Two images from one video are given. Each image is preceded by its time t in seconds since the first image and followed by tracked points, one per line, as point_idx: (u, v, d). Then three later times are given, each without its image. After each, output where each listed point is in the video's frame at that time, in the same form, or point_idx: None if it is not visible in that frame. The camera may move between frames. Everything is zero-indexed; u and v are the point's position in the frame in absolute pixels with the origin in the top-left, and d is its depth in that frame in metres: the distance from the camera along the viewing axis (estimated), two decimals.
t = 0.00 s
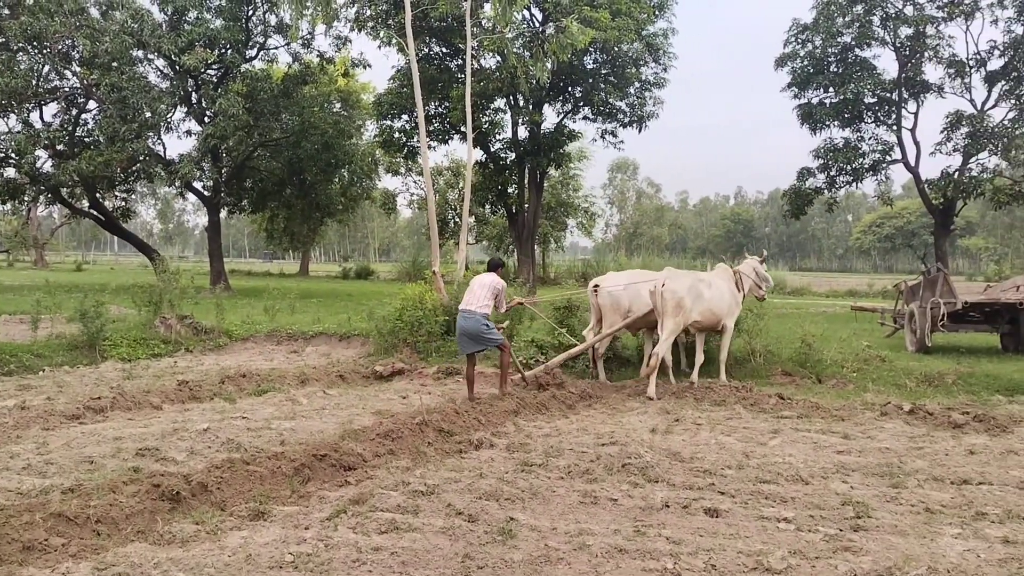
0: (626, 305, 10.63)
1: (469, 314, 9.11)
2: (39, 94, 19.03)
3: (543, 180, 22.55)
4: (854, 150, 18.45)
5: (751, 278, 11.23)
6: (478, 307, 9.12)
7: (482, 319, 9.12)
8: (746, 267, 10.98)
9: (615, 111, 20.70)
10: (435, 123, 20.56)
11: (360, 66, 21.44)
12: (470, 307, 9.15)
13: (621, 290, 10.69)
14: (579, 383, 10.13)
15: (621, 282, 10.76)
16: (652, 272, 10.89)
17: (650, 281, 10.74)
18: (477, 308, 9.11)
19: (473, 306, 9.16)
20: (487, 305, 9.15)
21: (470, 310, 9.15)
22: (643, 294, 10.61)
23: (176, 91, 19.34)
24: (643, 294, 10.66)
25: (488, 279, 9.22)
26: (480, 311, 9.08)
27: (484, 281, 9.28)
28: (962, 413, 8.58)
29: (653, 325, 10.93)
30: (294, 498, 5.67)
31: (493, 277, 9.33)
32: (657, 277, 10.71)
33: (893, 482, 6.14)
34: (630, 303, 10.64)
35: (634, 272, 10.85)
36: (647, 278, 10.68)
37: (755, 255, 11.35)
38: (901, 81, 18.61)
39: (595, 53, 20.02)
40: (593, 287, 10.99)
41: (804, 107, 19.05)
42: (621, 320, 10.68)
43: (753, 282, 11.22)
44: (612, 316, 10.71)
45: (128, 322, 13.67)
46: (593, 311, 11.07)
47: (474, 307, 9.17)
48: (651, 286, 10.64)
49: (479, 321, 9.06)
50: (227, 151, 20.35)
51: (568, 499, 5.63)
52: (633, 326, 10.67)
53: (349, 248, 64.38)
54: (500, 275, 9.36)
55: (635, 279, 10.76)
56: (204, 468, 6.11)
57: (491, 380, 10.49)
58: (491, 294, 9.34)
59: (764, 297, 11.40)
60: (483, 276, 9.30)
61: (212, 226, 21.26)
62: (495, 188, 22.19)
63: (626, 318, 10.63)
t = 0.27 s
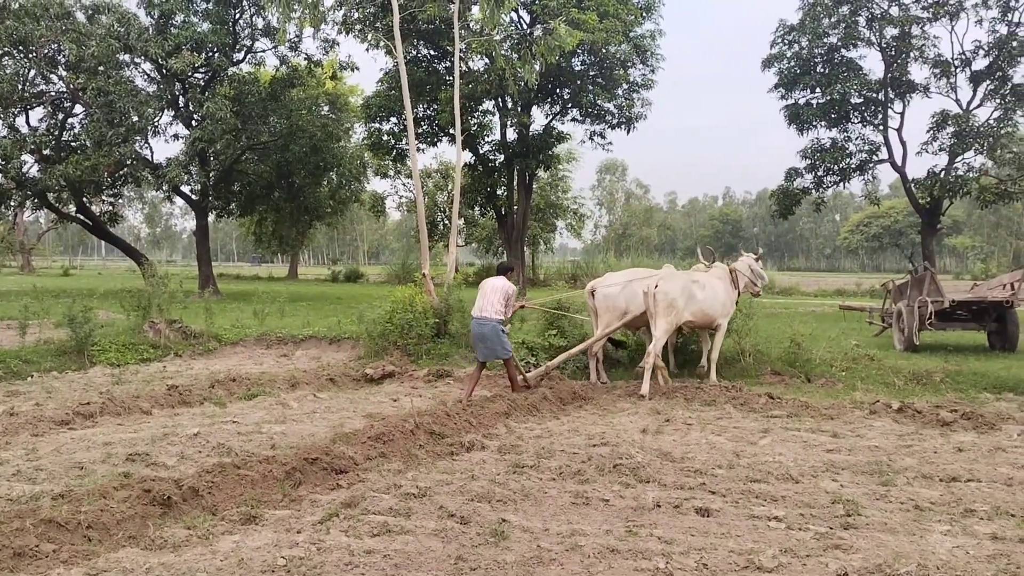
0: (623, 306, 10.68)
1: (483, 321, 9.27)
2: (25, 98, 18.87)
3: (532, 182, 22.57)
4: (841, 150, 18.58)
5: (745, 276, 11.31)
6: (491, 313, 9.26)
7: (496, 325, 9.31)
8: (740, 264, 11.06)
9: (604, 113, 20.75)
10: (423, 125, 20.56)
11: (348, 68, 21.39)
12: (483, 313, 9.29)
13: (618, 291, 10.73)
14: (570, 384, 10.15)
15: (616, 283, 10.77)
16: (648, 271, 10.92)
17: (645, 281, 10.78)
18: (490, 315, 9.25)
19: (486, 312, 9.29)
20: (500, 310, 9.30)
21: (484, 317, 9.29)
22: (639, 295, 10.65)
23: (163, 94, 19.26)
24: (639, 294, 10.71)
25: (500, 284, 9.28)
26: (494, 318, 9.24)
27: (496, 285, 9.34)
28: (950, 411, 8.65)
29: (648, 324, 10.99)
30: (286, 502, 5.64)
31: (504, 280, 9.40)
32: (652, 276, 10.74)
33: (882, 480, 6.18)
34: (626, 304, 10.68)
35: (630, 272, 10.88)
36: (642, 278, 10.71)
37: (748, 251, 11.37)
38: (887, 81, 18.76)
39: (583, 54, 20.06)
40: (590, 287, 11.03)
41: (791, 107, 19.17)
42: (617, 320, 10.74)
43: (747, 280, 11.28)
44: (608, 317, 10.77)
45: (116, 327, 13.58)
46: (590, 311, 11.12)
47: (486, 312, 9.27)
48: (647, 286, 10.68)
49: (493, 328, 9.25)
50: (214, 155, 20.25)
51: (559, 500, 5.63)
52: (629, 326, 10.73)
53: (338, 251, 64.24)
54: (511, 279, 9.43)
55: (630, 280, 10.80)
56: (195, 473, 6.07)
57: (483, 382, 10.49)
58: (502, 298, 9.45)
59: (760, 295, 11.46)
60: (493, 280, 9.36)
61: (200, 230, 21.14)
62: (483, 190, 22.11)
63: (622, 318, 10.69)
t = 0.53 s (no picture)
0: (615, 306, 10.70)
1: (478, 316, 9.34)
2: (13, 101, 18.75)
3: (523, 183, 22.58)
4: (829, 151, 18.70)
5: (738, 276, 11.35)
6: (487, 311, 9.31)
7: (490, 323, 9.35)
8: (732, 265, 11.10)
9: (593, 115, 20.81)
10: (413, 127, 20.55)
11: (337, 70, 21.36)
12: (479, 309, 9.36)
13: (610, 291, 10.75)
14: (561, 384, 10.16)
15: (609, 283, 10.79)
16: (641, 272, 10.94)
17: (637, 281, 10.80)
18: (485, 311, 9.31)
19: (483, 308, 9.35)
20: (497, 310, 9.33)
21: (480, 312, 9.36)
22: (631, 295, 10.67)
23: (151, 97, 19.18)
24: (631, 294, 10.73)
25: (501, 284, 9.31)
26: (488, 315, 9.29)
27: (498, 284, 9.39)
28: (938, 409, 8.72)
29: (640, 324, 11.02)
30: (277, 505, 5.62)
31: (507, 281, 9.42)
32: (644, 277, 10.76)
33: (871, 478, 6.22)
34: (619, 304, 10.71)
35: (623, 272, 10.90)
36: (634, 278, 10.73)
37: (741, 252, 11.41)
38: (875, 81, 18.89)
39: (573, 56, 20.10)
40: (583, 287, 11.04)
41: (779, 108, 19.27)
42: (610, 320, 10.76)
43: (741, 281, 11.32)
44: (600, 317, 10.79)
45: (105, 330, 13.49)
46: (583, 311, 11.13)
47: (483, 308, 9.34)
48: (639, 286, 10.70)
49: (486, 325, 9.30)
50: (203, 157, 20.17)
51: (551, 501, 5.64)
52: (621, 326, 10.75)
53: (328, 253, 64.10)
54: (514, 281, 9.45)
55: (623, 280, 10.82)
56: (185, 476, 6.04)
57: (474, 384, 10.50)
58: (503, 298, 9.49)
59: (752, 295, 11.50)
60: (497, 279, 9.40)
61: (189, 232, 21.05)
62: (473, 191, 22.13)
63: (614, 318, 10.71)
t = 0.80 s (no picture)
0: (611, 306, 10.72)
1: (474, 314, 9.37)
2: (4, 103, 18.65)
3: (516, 184, 22.59)
4: (821, 151, 18.78)
5: (732, 277, 11.39)
6: (483, 309, 9.33)
7: (485, 321, 9.36)
8: (726, 265, 11.12)
9: (586, 115, 20.84)
10: (406, 128, 20.53)
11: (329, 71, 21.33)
12: (476, 306, 9.40)
13: (605, 291, 10.77)
14: (555, 385, 10.17)
15: (604, 283, 10.82)
16: (636, 272, 10.96)
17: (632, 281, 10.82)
18: (481, 309, 9.33)
19: (479, 306, 9.38)
20: (493, 308, 9.31)
21: (477, 310, 9.39)
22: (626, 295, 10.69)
23: (143, 98, 19.12)
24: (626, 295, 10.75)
25: (498, 283, 9.31)
26: (483, 313, 9.30)
27: (495, 283, 9.39)
28: (930, 408, 8.75)
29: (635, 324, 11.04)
30: (271, 507, 5.60)
31: (505, 280, 9.41)
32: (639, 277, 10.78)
33: (864, 477, 6.25)
34: (614, 304, 10.74)
35: (618, 273, 10.92)
36: (630, 279, 10.75)
37: (735, 253, 11.43)
38: (866, 82, 18.98)
39: (565, 57, 20.11)
40: (579, 287, 11.06)
41: (772, 108, 19.33)
42: (605, 320, 10.79)
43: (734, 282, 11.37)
44: (595, 317, 10.81)
45: (98, 332, 13.43)
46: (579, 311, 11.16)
47: (479, 306, 9.36)
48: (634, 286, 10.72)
49: (481, 323, 9.31)
50: (196, 159, 20.10)
51: (545, 501, 5.65)
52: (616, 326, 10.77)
53: (321, 255, 63.98)
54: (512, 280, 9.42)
55: (618, 280, 10.84)
56: (178, 479, 6.01)
57: (469, 385, 10.49)
58: (501, 297, 9.47)
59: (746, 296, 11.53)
60: (495, 278, 9.41)
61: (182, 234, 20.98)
62: (467, 192, 22.13)
63: (610, 318, 10.74)
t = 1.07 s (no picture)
0: (609, 307, 10.73)
1: (468, 313, 9.39)
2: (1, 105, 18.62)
3: (514, 185, 22.59)
4: (818, 151, 18.81)
5: (729, 278, 11.40)
6: (475, 307, 9.33)
7: (480, 320, 9.37)
8: (723, 266, 11.13)
9: (584, 116, 20.87)
10: (404, 129, 20.54)
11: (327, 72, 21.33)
12: (469, 306, 9.41)
13: (604, 292, 10.78)
14: (554, 386, 10.17)
15: (603, 284, 10.83)
16: (635, 272, 10.96)
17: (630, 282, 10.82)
18: (473, 308, 9.33)
19: (472, 305, 9.39)
20: (485, 306, 9.30)
21: (469, 309, 9.41)
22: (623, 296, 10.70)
23: (140, 100, 19.11)
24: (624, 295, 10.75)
25: (487, 280, 9.30)
26: (476, 312, 9.30)
27: (486, 280, 9.38)
28: (928, 408, 8.77)
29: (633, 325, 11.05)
30: (270, 509, 5.60)
31: (495, 276, 9.38)
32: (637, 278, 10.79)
33: (862, 477, 6.26)
34: (612, 305, 10.75)
35: (617, 274, 10.93)
36: (628, 279, 10.75)
37: (732, 254, 11.44)
38: (863, 82, 19.02)
39: (563, 58, 20.12)
40: (578, 288, 11.07)
41: (769, 109, 19.36)
42: (603, 321, 10.80)
43: (731, 282, 11.39)
44: (594, 317, 10.82)
45: (95, 334, 13.41)
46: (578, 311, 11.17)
47: (471, 305, 9.37)
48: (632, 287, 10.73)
49: (474, 322, 9.32)
50: (193, 160, 20.09)
51: (544, 502, 5.65)
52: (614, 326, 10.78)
53: (319, 256, 63.95)
54: (500, 274, 9.37)
55: (616, 281, 10.85)
56: (177, 481, 6.00)
57: (467, 386, 10.49)
58: (493, 293, 9.45)
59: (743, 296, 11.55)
60: (485, 275, 9.40)
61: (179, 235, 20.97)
62: (464, 194, 22.14)
63: (608, 319, 10.75)
